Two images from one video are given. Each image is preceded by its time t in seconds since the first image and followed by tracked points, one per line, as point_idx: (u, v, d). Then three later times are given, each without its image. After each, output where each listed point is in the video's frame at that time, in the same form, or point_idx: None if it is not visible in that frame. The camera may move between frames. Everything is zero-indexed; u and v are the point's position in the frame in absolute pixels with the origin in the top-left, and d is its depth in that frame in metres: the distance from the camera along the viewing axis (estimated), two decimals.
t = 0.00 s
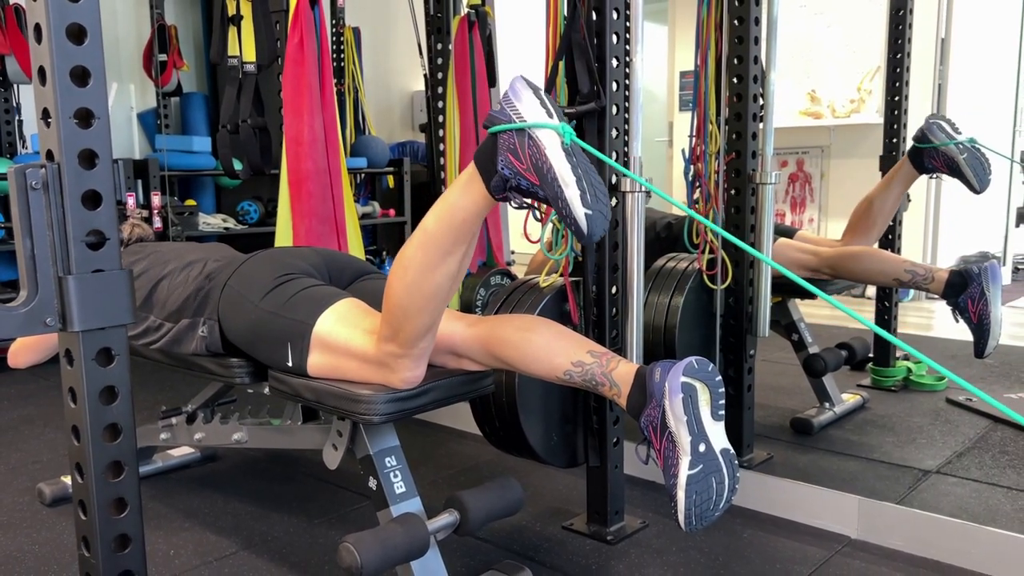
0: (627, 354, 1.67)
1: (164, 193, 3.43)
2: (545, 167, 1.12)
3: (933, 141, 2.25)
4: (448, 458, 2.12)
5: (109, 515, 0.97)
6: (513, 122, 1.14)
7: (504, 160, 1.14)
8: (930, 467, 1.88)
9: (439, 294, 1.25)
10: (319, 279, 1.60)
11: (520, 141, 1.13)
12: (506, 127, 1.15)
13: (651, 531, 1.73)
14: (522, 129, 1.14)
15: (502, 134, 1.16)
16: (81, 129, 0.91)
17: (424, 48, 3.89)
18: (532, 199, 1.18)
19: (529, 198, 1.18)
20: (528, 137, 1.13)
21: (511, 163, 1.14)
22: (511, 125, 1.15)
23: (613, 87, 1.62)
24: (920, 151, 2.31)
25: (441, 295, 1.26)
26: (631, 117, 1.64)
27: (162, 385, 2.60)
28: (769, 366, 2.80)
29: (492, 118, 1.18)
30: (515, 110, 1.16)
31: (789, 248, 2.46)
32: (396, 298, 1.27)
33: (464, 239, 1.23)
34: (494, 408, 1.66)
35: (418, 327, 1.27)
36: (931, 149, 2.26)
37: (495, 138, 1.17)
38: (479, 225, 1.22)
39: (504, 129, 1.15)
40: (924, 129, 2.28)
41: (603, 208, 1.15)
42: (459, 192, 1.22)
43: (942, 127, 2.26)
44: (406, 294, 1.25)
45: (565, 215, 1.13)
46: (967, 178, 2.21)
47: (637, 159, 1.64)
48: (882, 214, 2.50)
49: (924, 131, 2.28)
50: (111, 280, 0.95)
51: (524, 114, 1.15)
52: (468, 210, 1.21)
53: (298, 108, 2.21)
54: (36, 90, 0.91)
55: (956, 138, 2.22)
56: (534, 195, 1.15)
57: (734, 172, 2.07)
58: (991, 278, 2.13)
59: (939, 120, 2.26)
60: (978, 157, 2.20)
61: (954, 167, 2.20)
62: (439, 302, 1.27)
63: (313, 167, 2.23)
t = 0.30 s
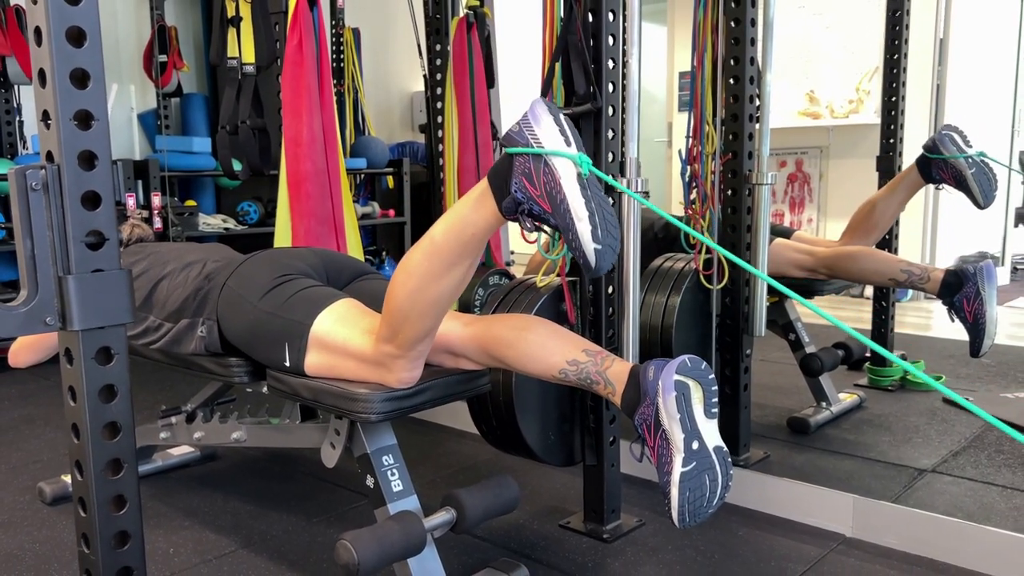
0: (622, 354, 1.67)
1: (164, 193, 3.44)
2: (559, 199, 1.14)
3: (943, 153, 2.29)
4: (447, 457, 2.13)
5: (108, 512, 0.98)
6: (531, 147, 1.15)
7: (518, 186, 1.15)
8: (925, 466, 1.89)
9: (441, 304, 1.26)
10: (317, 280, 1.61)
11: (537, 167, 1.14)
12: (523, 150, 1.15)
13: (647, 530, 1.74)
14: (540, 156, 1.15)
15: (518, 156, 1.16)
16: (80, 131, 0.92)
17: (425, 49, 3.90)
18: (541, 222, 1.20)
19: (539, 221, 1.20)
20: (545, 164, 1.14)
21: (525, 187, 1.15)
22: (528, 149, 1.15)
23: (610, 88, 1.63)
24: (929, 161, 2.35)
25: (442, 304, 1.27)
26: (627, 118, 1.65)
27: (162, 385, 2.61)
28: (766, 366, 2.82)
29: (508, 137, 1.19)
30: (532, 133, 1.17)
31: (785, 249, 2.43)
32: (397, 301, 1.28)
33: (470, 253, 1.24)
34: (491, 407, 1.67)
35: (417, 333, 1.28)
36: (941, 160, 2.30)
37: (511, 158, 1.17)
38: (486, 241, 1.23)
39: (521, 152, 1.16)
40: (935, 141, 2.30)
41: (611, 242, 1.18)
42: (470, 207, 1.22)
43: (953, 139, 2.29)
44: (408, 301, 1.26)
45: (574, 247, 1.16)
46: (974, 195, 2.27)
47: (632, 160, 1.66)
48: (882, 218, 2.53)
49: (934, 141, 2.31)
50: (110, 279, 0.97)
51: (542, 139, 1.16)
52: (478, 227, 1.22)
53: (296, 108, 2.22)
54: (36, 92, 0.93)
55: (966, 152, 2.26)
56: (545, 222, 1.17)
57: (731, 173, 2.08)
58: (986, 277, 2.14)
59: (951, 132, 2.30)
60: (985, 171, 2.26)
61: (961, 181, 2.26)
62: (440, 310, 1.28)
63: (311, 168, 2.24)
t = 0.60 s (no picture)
0: (617, 353, 1.68)
1: (164, 194, 3.46)
2: (565, 228, 1.17)
3: (951, 164, 2.29)
4: (444, 456, 2.14)
5: (106, 510, 0.99)
6: (541, 172, 1.17)
7: (526, 210, 1.17)
8: (920, 465, 1.90)
9: (438, 314, 1.27)
10: (313, 281, 1.63)
11: (545, 194, 1.16)
12: (533, 175, 1.17)
13: (643, 529, 1.75)
14: (548, 183, 1.17)
15: (527, 180, 1.18)
16: (78, 134, 0.94)
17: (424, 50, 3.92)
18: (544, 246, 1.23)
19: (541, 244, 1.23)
20: (553, 191, 1.17)
21: (532, 213, 1.17)
22: (537, 175, 1.17)
23: (605, 91, 1.64)
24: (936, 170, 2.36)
25: (440, 313, 1.28)
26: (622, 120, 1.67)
27: (162, 385, 2.62)
28: (763, 366, 2.82)
29: (517, 158, 1.20)
30: (543, 158, 1.18)
31: (781, 249, 2.42)
32: (396, 307, 1.29)
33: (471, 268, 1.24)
34: (488, 407, 1.68)
35: (413, 340, 1.29)
36: (947, 172, 2.31)
37: (519, 180, 1.19)
38: (488, 257, 1.24)
39: (530, 177, 1.17)
40: (943, 151, 2.31)
41: (613, 274, 1.22)
42: (475, 224, 1.22)
43: (960, 151, 2.30)
44: (406, 308, 1.27)
45: (577, 277, 1.20)
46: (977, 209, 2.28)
47: (626, 162, 1.64)
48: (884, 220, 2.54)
49: (942, 151, 2.32)
50: (107, 280, 0.98)
51: (552, 167, 1.18)
52: (481, 244, 1.22)
53: (295, 110, 2.24)
54: (35, 95, 0.94)
55: (973, 165, 2.27)
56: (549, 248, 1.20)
57: (727, 174, 2.09)
58: (981, 277, 2.16)
59: (961, 144, 2.29)
60: (991, 186, 2.27)
61: (966, 194, 2.28)
62: (437, 318, 1.29)
63: (310, 169, 2.25)
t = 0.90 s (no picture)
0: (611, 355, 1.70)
1: (166, 195, 3.48)
2: (571, 273, 1.17)
3: (959, 183, 2.30)
4: (442, 456, 2.16)
5: (105, 507, 1.01)
6: (552, 213, 1.16)
7: (535, 248, 1.18)
8: (914, 465, 1.91)
9: (436, 327, 1.29)
10: (310, 284, 1.65)
11: (555, 236, 1.16)
12: (545, 214, 1.17)
13: (637, 528, 1.77)
14: (561, 225, 1.16)
15: (538, 218, 1.18)
16: (77, 139, 0.96)
17: (425, 52, 3.93)
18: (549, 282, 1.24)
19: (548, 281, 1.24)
20: (563, 234, 1.17)
21: (540, 251, 1.18)
22: (549, 215, 1.17)
23: (600, 94, 1.66)
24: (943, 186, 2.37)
25: (437, 325, 1.29)
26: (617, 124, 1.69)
27: (163, 385, 2.65)
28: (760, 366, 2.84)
29: (532, 193, 1.19)
30: (557, 199, 1.18)
31: (777, 250, 2.45)
32: (396, 315, 1.30)
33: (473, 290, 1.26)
34: (483, 407, 1.70)
35: (408, 348, 1.31)
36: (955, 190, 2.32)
37: (531, 216, 1.19)
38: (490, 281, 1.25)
39: (541, 216, 1.17)
40: (953, 169, 2.31)
41: (614, 320, 1.23)
42: (483, 248, 1.23)
43: (971, 171, 2.30)
44: (404, 318, 1.28)
45: (577, 321, 1.21)
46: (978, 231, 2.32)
47: (621, 164, 1.63)
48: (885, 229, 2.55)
49: (952, 170, 2.32)
50: (106, 282, 1.00)
51: (565, 209, 1.17)
52: (487, 270, 1.23)
53: (295, 112, 2.26)
54: (34, 101, 0.96)
55: (982, 187, 2.27)
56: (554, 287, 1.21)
57: (723, 176, 2.10)
58: (976, 278, 2.18)
59: (971, 163, 2.30)
60: (995, 208, 2.30)
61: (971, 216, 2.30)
62: (434, 330, 1.30)
63: (310, 171, 2.28)
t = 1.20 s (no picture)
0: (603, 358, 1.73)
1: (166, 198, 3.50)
2: (558, 310, 1.15)
3: (959, 200, 2.33)
4: (437, 457, 2.18)
5: (95, 510, 1.03)
6: (544, 248, 1.14)
7: (525, 282, 1.16)
8: (905, 467, 1.92)
9: (425, 341, 1.31)
10: (302, 290, 1.67)
11: (545, 272, 1.14)
12: (537, 249, 1.14)
13: (627, 529, 1.79)
14: (551, 262, 1.14)
15: (530, 252, 1.15)
16: (68, 149, 0.98)
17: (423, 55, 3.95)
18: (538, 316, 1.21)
19: (537, 315, 1.21)
20: (553, 270, 1.14)
21: (530, 285, 1.16)
22: (541, 251, 1.14)
23: (590, 101, 1.68)
24: (942, 203, 2.40)
25: (426, 339, 1.31)
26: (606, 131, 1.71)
27: (161, 387, 2.67)
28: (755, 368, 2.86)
29: (526, 226, 1.17)
30: (550, 234, 1.15)
31: (770, 253, 2.46)
32: (387, 326, 1.32)
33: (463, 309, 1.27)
34: (475, 410, 1.72)
35: (397, 359, 1.33)
36: (954, 207, 2.35)
37: (525, 249, 1.17)
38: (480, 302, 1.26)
39: (534, 250, 1.15)
40: (954, 187, 2.35)
41: (599, 363, 1.20)
42: (475, 271, 1.24)
43: (971, 189, 2.34)
44: (394, 331, 1.30)
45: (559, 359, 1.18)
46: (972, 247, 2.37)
47: (611, 171, 1.64)
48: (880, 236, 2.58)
49: (953, 186, 2.36)
50: (96, 289, 1.02)
51: (557, 245, 1.14)
52: (477, 293, 1.24)
53: (289, 118, 2.30)
54: (27, 112, 0.98)
55: (980, 206, 2.32)
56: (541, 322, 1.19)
57: (715, 180, 2.11)
58: (965, 282, 2.21)
59: (973, 182, 2.36)
60: (990, 229, 2.36)
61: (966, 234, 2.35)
62: (423, 343, 1.32)
63: (305, 175, 2.32)
